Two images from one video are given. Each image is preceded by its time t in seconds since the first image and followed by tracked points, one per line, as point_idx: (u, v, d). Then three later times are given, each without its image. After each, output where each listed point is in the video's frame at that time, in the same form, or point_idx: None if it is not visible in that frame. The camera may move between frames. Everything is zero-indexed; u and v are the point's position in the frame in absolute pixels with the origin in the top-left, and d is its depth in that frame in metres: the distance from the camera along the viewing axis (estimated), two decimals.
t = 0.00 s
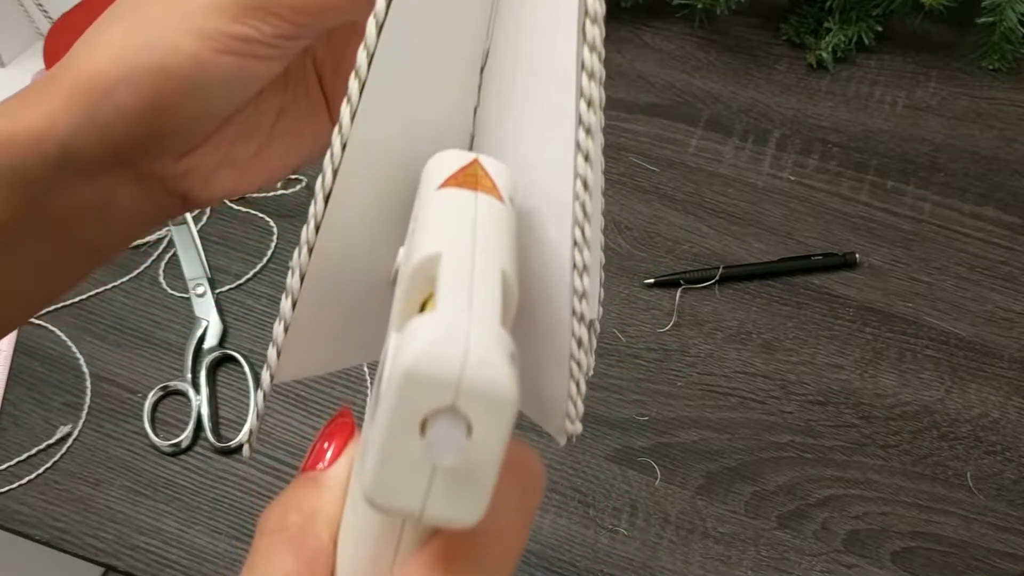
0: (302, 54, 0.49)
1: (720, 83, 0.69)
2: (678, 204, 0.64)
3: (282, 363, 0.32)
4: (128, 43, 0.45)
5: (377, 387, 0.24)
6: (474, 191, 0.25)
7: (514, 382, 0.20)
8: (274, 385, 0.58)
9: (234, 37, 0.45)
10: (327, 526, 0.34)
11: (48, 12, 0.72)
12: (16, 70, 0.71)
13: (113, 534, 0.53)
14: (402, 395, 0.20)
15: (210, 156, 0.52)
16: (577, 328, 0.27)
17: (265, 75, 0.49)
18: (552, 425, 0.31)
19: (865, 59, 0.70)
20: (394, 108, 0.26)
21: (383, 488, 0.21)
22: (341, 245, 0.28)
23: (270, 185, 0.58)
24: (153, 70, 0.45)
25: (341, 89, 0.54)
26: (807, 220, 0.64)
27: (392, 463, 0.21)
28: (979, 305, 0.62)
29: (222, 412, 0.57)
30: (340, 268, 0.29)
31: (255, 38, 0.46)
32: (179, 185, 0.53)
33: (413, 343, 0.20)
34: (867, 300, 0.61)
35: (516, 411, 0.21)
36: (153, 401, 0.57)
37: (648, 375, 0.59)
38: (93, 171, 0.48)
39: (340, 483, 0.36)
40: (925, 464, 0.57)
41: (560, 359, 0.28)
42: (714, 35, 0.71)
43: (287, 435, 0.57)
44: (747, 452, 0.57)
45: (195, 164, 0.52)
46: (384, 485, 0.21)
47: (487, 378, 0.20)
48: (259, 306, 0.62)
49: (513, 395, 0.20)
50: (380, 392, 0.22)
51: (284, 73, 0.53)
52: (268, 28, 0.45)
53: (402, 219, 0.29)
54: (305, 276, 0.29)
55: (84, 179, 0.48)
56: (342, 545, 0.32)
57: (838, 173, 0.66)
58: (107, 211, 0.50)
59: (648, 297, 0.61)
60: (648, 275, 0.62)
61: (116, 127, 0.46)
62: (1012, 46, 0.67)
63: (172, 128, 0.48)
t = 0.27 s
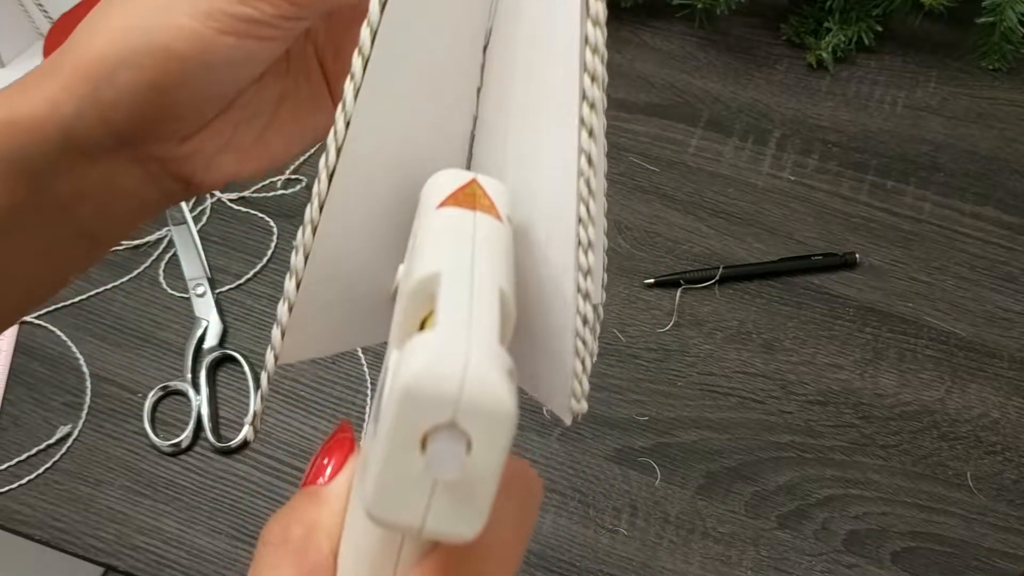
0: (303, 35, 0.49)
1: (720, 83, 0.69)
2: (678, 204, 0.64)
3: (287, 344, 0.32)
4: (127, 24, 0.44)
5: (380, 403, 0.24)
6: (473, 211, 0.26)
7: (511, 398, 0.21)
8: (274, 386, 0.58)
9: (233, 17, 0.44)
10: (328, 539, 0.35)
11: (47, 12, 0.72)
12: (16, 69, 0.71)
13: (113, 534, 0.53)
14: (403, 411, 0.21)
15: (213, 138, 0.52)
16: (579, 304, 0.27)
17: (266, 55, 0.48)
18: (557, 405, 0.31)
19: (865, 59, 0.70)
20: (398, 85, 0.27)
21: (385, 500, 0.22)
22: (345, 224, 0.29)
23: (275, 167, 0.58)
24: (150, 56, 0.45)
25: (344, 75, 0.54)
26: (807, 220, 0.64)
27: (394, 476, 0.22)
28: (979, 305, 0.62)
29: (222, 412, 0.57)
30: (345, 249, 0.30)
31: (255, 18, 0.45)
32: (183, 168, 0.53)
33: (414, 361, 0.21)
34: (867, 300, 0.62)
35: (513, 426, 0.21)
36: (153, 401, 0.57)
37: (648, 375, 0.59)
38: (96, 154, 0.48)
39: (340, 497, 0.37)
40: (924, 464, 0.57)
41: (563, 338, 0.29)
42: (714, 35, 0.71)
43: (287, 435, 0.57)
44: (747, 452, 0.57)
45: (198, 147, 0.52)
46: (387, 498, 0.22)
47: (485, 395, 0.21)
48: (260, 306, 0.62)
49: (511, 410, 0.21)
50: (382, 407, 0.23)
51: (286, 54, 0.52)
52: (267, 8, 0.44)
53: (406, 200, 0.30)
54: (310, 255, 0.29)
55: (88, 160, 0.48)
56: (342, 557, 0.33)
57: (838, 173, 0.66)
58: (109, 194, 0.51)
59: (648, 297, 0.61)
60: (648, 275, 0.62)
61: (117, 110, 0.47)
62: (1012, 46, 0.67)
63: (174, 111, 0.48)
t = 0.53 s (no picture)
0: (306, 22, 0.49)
1: (720, 83, 0.69)
2: (678, 204, 0.64)
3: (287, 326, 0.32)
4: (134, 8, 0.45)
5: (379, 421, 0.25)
6: (469, 232, 0.26)
7: (508, 418, 0.21)
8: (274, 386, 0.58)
9: None
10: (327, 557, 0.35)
11: (47, 12, 0.72)
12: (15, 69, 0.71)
13: (113, 534, 0.53)
14: (402, 431, 0.21)
15: (216, 126, 0.53)
16: (578, 284, 0.27)
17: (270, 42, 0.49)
18: (559, 388, 0.31)
19: (865, 59, 0.70)
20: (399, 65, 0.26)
21: (385, 516, 0.23)
22: (345, 205, 0.29)
23: (276, 158, 0.58)
24: (156, 38, 0.45)
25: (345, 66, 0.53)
26: (807, 220, 0.64)
27: (393, 494, 0.22)
28: (979, 305, 0.62)
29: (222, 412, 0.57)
30: (345, 231, 0.30)
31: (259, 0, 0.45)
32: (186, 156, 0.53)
33: (412, 383, 0.21)
34: (867, 300, 0.62)
35: (510, 444, 0.22)
36: (153, 401, 0.57)
37: (648, 375, 0.59)
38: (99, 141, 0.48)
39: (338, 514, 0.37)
40: (924, 464, 0.57)
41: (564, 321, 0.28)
42: (714, 35, 0.71)
43: (287, 436, 0.57)
44: (747, 452, 0.57)
45: (201, 135, 0.52)
46: (387, 515, 0.23)
47: (482, 415, 0.21)
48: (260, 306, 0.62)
49: (508, 429, 0.21)
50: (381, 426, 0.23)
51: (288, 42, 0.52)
52: None
53: (407, 181, 0.30)
54: (311, 234, 0.29)
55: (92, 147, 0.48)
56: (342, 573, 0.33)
57: (838, 173, 0.66)
58: (114, 183, 0.50)
59: (648, 297, 0.61)
60: (648, 275, 0.62)
61: (122, 94, 0.47)
62: (1012, 46, 0.67)
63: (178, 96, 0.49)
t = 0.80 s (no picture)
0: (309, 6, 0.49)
1: (720, 83, 0.69)
2: (678, 204, 0.64)
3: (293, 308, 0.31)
4: None
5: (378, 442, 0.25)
6: (465, 258, 0.26)
7: (505, 439, 0.22)
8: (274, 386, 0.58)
9: None
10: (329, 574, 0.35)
11: (48, 12, 0.72)
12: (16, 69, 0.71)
13: (113, 534, 0.53)
14: (402, 453, 0.22)
15: (220, 113, 0.53)
16: (583, 261, 0.27)
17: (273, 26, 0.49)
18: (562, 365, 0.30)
19: (865, 59, 0.70)
20: (402, 37, 0.26)
21: (385, 535, 0.23)
22: (349, 188, 0.28)
23: (279, 144, 0.58)
24: (159, 22, 0.45)
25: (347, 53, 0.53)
26: (807, 220, 0.64)
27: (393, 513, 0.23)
28: (979, 305, 0.62)
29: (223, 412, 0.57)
30: (349, 215, 0.29)
31: None
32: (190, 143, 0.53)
33: (412, 405, 0.22)
34: (867, 300, 0.62)
35: (507, 463, 0.22)
36: (153, 401, 0.57)
37: (648, 375, 0.59)
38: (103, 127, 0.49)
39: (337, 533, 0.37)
40: (924, 464, 0.57)
41: (569, 296, 0.28)
42: (714, 36, 0.71)
43: (287, 436, 0.57)
44: (747, 452, 0.57)
45: (204, 122, 0.52)
46: (387, 535, 0.23)
47: (480, 436, 0.22)
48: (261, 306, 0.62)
49: (505, 450, 0.22)
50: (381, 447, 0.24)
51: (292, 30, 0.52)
52: None
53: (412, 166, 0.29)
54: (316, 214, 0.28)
55: (96, 133, 0.49)
56: None
57: (838, 173, 0.66)
58: (119, 170, 0.50)
59: (648, 297, 0.61)
60: (648, 275, 0.62)
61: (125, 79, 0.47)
62: (1012, 46, 0.66)
63: (181, 82, 0.49)
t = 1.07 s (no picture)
0: None
1: (720, 83, 0.69)
2: (678, 204, 0.64)
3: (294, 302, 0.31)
4: None
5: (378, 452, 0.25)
6: (463, 273, 0.27)
7: (503, 451, 0.22)
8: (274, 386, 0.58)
9: None
10: None
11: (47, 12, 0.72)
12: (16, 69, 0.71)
13: (113, 534, 0.53)
14: (400, 466, 0.22)
15: (219, 105, 0.53)
16: (583, 251, 0.27)
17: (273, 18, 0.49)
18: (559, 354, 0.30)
19: (865, 59, 0.70)
20: (402, 32, 0.26)
21: (385, 545, 0.23)
22: (349, 180, 0.28)
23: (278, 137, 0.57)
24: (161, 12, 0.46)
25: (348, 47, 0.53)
26: (807, 220, 0.64)
27: (393, 524, 0.23)
28: (979, 305, 0.62)
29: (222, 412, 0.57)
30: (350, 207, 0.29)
31: None
32: (189, 135, 0.53)
33: (409, 419, 0.22)
34: (867, 300, 0.62)
35: (504, 475, 0.22)
36: (153, 401, 0.57)
37: (648, 375, 0.59)
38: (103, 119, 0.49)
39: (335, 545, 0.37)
40: (924, 464, 0.57)
41: (570, 289, 0.28)
42: (714, 35, 0.71)
43: (287, 436, 0.57)
44: (747, 451, 0.57)
45: (203, 114, 0.53)
46: (385, 545, 0.23)
47: (477, 449, 0.22)
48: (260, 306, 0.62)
49: (502, 462, 0.22)
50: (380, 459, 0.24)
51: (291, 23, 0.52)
52: None
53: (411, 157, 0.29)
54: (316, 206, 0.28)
55: (96, 126, 0.49)
56: None
57: (838, 173, 0.66)
58: (119, 162, 0.51)
59: (648, 297, 0.61)
60: (648, 275, 0.62)
61: (125, 71, 0.47)
62: (1012, 46, 0.66)
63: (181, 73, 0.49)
